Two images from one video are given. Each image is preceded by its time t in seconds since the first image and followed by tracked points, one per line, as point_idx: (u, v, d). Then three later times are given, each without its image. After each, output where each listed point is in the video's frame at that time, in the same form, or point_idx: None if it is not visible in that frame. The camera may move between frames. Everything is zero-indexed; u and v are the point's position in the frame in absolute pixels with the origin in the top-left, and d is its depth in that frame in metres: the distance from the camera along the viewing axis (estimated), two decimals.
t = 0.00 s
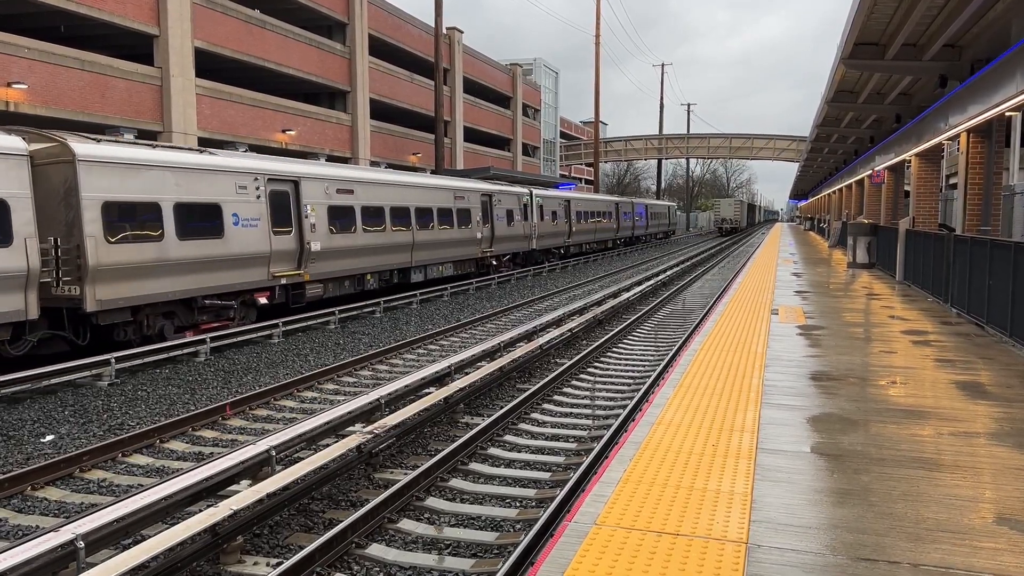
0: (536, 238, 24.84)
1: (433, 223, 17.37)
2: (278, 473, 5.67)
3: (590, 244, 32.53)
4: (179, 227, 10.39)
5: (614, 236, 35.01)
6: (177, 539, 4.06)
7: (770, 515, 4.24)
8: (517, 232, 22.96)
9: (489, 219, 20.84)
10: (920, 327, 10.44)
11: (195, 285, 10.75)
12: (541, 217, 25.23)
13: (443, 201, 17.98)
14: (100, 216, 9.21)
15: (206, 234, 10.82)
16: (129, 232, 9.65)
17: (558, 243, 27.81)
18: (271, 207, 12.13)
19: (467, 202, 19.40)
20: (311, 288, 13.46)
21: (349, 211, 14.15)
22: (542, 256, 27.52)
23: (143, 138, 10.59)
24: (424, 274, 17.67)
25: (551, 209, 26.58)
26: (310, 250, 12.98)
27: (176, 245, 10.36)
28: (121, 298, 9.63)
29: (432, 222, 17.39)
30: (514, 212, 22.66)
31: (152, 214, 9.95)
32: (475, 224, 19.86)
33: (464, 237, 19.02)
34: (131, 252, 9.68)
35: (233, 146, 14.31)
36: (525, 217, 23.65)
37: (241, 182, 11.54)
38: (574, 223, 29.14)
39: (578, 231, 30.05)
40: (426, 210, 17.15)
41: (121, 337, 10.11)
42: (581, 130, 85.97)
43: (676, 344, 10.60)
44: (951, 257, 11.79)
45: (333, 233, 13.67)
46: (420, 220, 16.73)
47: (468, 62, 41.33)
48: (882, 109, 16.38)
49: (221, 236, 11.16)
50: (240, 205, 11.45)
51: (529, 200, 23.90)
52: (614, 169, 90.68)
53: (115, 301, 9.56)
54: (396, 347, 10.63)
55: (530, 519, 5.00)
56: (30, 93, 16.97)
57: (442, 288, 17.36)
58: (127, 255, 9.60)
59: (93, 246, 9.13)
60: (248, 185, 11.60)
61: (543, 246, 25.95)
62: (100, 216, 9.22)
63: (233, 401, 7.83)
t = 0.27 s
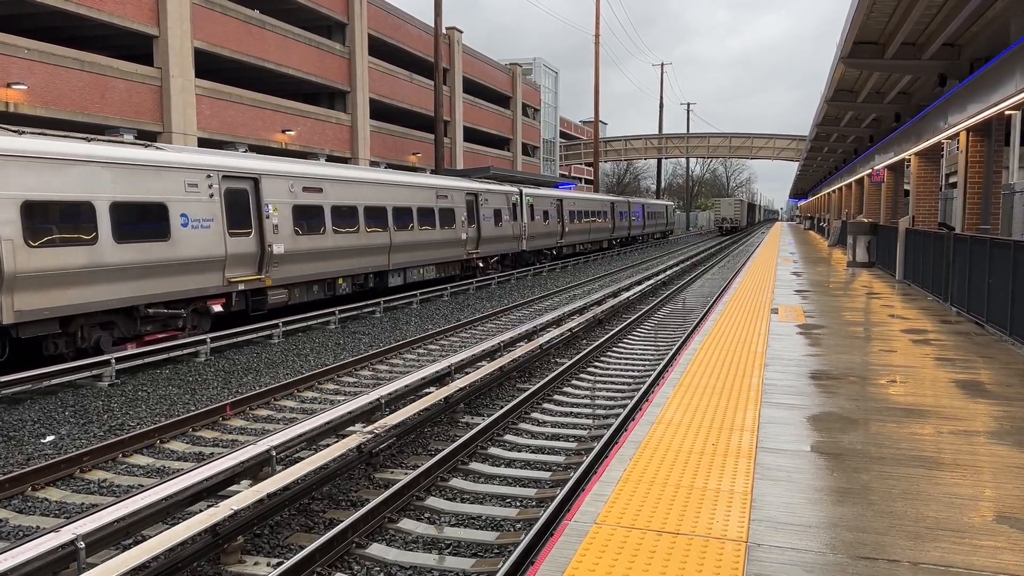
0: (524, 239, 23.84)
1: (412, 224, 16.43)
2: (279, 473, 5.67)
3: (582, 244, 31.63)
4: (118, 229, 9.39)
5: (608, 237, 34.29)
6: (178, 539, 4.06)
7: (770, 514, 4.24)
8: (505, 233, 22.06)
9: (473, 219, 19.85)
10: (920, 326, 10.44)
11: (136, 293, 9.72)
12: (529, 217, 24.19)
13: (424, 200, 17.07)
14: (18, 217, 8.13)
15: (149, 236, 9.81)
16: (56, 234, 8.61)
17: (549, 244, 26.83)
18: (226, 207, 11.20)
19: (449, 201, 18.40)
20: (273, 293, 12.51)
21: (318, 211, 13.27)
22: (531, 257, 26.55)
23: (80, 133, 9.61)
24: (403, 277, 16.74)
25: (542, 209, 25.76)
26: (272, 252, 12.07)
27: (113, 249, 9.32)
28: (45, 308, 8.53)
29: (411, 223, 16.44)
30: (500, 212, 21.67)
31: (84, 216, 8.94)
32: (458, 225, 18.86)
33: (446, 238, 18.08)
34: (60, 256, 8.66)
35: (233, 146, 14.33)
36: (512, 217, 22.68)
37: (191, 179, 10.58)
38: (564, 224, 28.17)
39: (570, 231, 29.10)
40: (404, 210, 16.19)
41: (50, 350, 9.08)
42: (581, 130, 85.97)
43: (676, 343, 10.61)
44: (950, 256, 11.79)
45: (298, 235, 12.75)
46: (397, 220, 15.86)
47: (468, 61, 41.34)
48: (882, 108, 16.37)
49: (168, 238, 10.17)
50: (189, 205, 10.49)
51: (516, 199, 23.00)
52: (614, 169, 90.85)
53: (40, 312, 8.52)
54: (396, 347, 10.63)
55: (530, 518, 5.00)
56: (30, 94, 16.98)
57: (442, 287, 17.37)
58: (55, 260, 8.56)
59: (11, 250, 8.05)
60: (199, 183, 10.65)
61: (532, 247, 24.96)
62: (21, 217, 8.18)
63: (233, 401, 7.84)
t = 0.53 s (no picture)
0: (513, 240, 22.81)
1: (390, 225, 15.50)
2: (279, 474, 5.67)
3: (576, 245, 30.69)
4: (44, 232, 8.43)
5: (603, 237, 33.56)
6: (179, 539, 4.07)
7: (771, 514, 4.24)
8: (493, 234, 21.13)
9: (457, 220, 18.86)
10: (920, 326, 10.44)
11: (66, 304, 8.73)
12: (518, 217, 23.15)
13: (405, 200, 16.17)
14: None
15: (83, 239, 8.87)
16: None
17: (540, 245, 25.84)
18: (176, 207, 10.29)
19: (431, 200, 17.40)
20: (231, 301, 11.55)
21: (282, 211, 12.37)
22: (523, 258, 25.58)
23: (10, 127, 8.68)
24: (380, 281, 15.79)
25: (534, 209, 24.90)
26: (229, 256, 11.16)
27: (37, 254, 8.34)
28: None
29: (389, 224, 15.49)
30: (487, 213, 20.68)
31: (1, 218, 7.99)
32: (442, 225, 17.88)
33: (428, 240, 17.15)
34: None
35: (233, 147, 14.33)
36: (500, 217, 21.68)
37: (134, 176, 9.64)
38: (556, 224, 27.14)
39: (562, 232, 28.13)
40: (381, 211, 15.24)
41: None
42: (580, 130, 86.00)
43: (676, 343, 10.60)
44: (950, 255, 11.80)
45: (259, 237, 11.84)
46: (373, 222, 14.92)
47: (467, 62, 41.34)
48: (881, 107, 16.39)
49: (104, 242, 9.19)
50: (132, 204, 9.56)
51: (505, 198, 22.05)
52: (613, 169, 91.04)
53: None
54: (396, 347, 10.63)
55: (530, 518, 5.01)
56: (29, 94, 16.99)
57: (442, 288, 17.37)
58: None
59: None
60: (143, 181, 9.72)
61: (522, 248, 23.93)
62: None
63: (233, 401, 7.84)
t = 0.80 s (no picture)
0: (500, 241, 21.96)
1: (365, 226, 14.76)
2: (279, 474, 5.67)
3: (568, 246, 29.90)
4: None
5: (598, 238, 32.98)
6: (180, 540, 4.07)
7: (771, 514, 4.24)
8: (479, 235, 20.37)
9: (439, 221, 18.06)
10: (919, 325, 10.44)
11: None
12: (506, 218, 22.31)
13: (383, 200, 15.47)
14: None
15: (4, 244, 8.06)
16: None
17: (531, 247, 25.03)
18: (116, 207, 9.52)
19: (410, 200, 16.60)
20: (181, 310, 10.73)
21: (239, 212, 11.60)
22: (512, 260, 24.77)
23: None
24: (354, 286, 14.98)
25: (523, 209, 24.15)
26: (177, 261, 10.40)
27: None
28: None
29: (363, 225, 14.74)
30: (472, 213, 19.87)
31: None
32: (422, 227, 17.08)
33: (408, 242, 16.41)
34: None
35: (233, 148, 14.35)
36: (487, 218, 20.89)
37: (64, 174, 8.83)
38: (546, 225, 26.27)
39: (554, 233, 27.32)
40: (354, 212, 14.47)
41: None
42: (580, 130, 86.08)
43: (676, 343, 10.60)
44: (949, 254, 11.80)
45: (213, 240, 11.08)
46: (344, 222, 14.15)
47: (467, 62, 41.35)
48: (880, 107, 16.40)
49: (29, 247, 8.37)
50: (61, 205, 8.74)
51: (491, 197, 21.27)
52: (612, 168, 91.06)
53: None
54: (396, 348, 10.63)
55: (530, 518, 5.01)
56: (29, 96, 16.99)
57: (442, 288, 17.38)
58: None
59: None
60: (74, 178, 8.91)
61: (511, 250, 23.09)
62: None
63: (234, 402, 7.84)
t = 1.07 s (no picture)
0: (487, 244, 21.16)
1: (337, 229, 13.98)
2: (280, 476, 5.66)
3: (561, 248, 29.11)
4: None
5: (593, 239, 32.36)
6: (181, 542, 4.07)
7: (771, 515, 4.24)
8: (465, 237, 19.63)
9: (420, 223, 17.28)
10: (919, 326, 10.45)
11: None
12: (494, 219, 21.52)
13: (359, 200, 14.74)
14: None
15: None
16: None
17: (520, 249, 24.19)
18: (44, 209, 8.64)
19: (388, 201, 15.85)
20: (124, 322, 9.80)
21: (191, 213, 10.75)
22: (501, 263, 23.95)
23: None
24: (325, 292, 14.13)
25: (512, 210, 23.32)
26: (118, 267, 9.50)
27: None
28: None
29: (335, 227, 13.96)
30: (456, 215, 19.11)
31: None
32: (401, 229, 16.30)
33: (386, 245, 15.67)
34: None
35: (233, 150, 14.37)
36: (473, 220, 20.14)
37: None
38: (536, 226, 25.43)
39: (545, 235, 26.50)
40: (325, 213, 13.69)
41: None
42: (580, 130, 86.19)
43: (676, 344, 10.60)
44: (949, 254, 11.81)
45: (161, 244, 10.20)
46: (315, 225, 13.38)
47: (466, 64, 41.40)
48: (879, 108, 16.42)
49: None
50: None
51: (476, 198, 20.46)
52: (611, 169, 91.09)
53: None
54: (396, 350, 10.64)
55: (531, 519, 5.01)
56: (29, 98, 17.00)
57: (441, 289, 17.38)
58: None
59: None
60: None
61: (498, 253, 22.24)
62: None
63: (234, 404, 7.84)
